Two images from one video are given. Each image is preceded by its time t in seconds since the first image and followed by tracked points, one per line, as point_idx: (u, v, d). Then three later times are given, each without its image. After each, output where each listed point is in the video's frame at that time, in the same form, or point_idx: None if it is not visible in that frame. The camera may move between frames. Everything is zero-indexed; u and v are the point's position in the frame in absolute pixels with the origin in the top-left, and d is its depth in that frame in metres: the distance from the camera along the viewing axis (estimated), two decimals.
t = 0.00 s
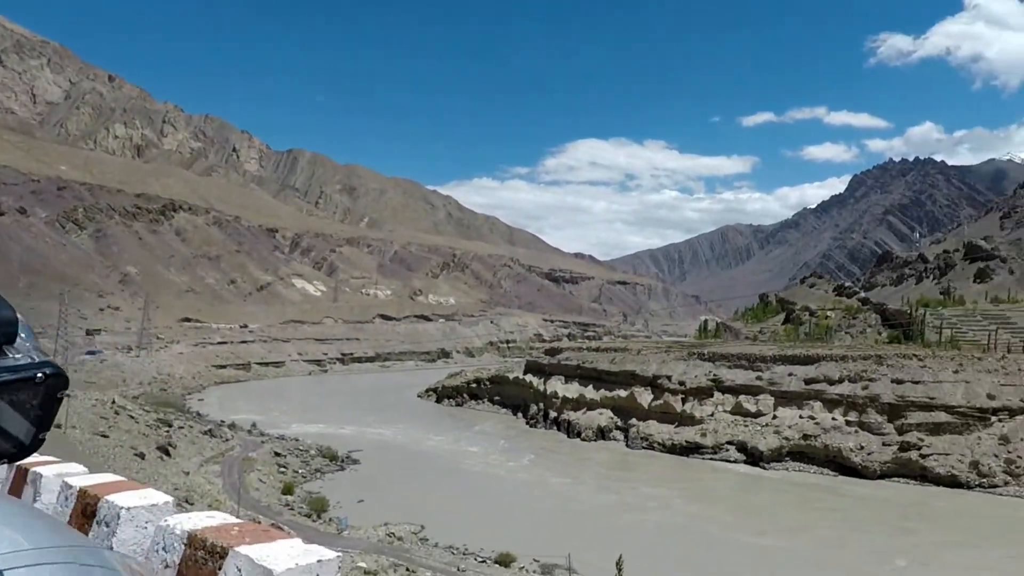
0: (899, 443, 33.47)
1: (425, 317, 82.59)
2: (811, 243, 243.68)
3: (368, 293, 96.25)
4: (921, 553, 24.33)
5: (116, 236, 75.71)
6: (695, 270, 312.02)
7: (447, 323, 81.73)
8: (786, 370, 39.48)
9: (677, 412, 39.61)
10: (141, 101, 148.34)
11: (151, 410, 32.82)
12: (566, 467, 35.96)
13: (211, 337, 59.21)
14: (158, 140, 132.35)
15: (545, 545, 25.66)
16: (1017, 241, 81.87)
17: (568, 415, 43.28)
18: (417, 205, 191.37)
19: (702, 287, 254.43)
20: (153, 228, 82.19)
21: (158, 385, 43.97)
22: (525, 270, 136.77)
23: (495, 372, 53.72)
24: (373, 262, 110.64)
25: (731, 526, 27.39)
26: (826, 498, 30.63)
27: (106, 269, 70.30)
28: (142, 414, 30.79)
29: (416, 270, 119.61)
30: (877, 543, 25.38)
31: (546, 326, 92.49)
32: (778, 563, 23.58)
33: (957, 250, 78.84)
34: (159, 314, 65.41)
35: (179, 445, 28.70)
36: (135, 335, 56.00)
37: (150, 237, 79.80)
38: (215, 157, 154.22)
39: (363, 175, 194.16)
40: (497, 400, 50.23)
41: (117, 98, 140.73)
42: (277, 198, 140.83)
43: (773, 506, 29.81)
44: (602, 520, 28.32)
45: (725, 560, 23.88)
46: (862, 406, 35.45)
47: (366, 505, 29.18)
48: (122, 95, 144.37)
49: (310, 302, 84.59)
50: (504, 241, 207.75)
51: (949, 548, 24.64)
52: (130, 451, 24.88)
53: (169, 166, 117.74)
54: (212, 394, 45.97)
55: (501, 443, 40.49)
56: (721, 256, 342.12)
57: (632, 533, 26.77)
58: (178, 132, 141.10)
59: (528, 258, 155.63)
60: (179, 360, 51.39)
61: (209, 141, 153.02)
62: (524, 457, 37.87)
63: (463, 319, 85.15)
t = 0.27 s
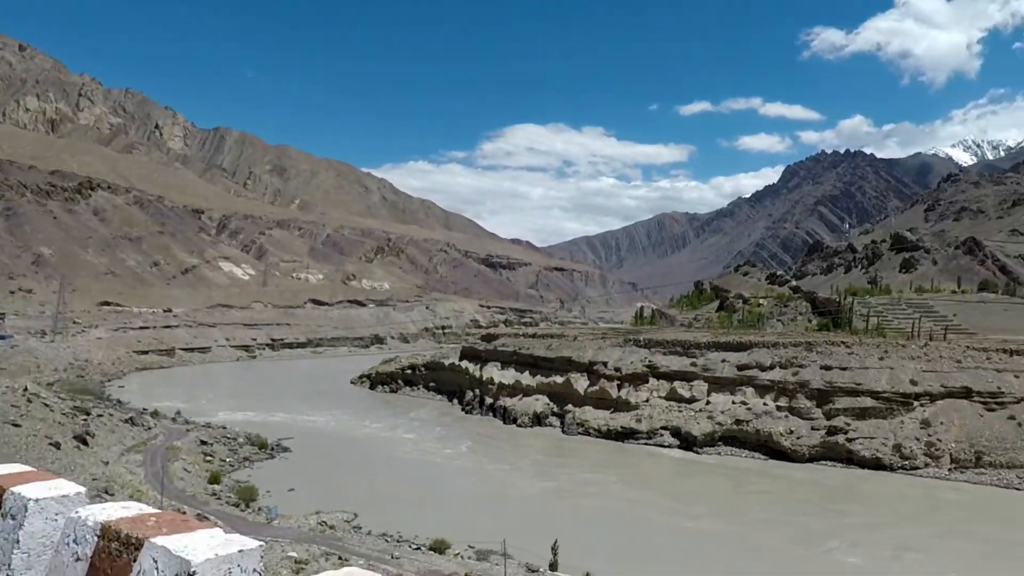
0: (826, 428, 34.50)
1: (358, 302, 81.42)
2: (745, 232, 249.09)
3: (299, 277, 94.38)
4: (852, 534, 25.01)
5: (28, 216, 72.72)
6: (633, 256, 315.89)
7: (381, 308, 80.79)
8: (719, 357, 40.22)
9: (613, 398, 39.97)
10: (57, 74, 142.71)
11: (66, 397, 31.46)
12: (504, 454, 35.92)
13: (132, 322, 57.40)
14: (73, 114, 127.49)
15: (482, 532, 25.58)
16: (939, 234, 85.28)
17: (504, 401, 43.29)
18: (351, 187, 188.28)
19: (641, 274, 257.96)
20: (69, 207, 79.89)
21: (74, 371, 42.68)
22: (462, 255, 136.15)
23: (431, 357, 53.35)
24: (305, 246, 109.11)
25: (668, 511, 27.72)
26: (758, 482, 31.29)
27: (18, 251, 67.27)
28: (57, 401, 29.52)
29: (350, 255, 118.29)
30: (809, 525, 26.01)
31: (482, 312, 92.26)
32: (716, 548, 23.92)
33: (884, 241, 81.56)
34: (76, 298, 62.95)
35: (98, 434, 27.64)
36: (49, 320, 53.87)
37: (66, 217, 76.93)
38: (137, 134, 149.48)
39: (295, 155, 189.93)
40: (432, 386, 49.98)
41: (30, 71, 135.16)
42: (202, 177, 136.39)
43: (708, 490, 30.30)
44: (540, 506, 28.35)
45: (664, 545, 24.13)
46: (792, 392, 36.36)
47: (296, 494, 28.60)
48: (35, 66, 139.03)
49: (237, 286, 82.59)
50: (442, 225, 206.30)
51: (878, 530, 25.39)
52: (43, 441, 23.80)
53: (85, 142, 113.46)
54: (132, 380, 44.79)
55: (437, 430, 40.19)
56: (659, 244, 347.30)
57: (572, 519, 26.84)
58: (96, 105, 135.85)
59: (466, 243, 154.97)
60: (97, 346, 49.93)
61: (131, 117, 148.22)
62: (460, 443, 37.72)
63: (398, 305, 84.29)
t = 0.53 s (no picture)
0: (785, 418, 34.82)
1: (316, 293, 80.22)
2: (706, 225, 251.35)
3: (254, 267, 92.63)
4: (813, 522, 25.22)
5: None
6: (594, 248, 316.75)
7: (339, 300, 79.67)
8: (681, 348, 40.38)
9: (574, 390, 39.91)
10: None
11: (9, 392, 30.35)
12: (467, 446, 35.64)
13: (77, 313, 55.82)
14: (14, 94, 124.78)
15: (443, 525, 25.28)
16: (895, 229, 87.00)
17: (466, 393, 42.99)
18: (308, 176, 185.30)
19: (603, 267, 259.09)
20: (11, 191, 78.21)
21: (18, 364, 41.61)
22: (422, 247, 135.06)
23: (391, 349, 52.78)
24: (261, 238, 107.76)
25: (631, 502, 27.67)
26: (719, 472, 31.46)
27: None
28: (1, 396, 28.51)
29: (307, 245, 117.09)
30: (771, 514, 26.15)
31: (443, 303, 91.52)
32: (679, 538, 23.91)
33: (842, 234, 82.86)
34: (19, 288, 61.01)
35: (42, 429, 26.76)
36: None
37: (8, 204, 74.88)
38: (81, 117, 146.55)
39: (250, 143, 186.36)
40: (392, 378, 49.51)
41: None
42: (152, 163, 133.31)
43: (671, 481, 30.35)
44: (505, 499, 28.07)
45: (627, 536, 24.06)
46: (752, 382, 36.64)
47: (252, 488, 27.95)
48: None
49: (189, 276, 80.78)
50: (402, 215, 204.33)
51: (838, 517, 25.66)
52: None
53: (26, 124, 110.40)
54: (82, 374, 43.78)
55: (398, 423, 39.72)
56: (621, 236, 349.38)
57: (535, 512, 26.63)
58: (38, 87, 132.94)
59: (428, 235, 153.77)
60: (42, 338, 48.71)
61: (75, 99, 145.23)
62: (424, 436, 37.26)
63: (356, 296, 83.21)
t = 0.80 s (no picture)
0: (753, 412, 35.10)
1: (282, 288, 79.30)
2: (675, 220, 252.93)
3: (219, 261, 91.28)
4: (787, 516, 25.42)
5: None
6: (564, 242, 317.03)
7: (307, 295, 78.77)
8: (651, 343, 40.50)
9: (544, 385, 39.86)
10: None
11: None
12: (438, 443, 35.41)
13: (35, 308, 54.57)
14: None
15: (414, 522, 25.06)
16: (860, 225, 88.31)
17: (435, 389, 42.75)
18: (274, 169, 182.83)
19: (574, 263, 259.99)
20: None
21: None
22: (391, 242, 134.10)
23: (359, 345, 52.28)
24: (225, 231, 106.95)
25: (605, 498, 27.64)
26: (690, 467, 31.59)
27: None
28: None
29: (274, 239, 116.02)
30: (744, 508, 26.32)
31: (412, 299, 90.93)
32: (654, 533, 23.94)
33: (809, 230, 83.83)
34: None
35: None
36: None
37: None
38: (39, 109, 143.53)
39: (214, 135, 183.31)
40: (361, 374, 49.11)
41: None
42: (113, 155, 130.87)
43: (643, 476, 30.39)
44: (475, 496, 27.91)
45: (602, 532, 24.01)
46: (721, 377, 36.88)
47: (217, 487, 27.47)
48: None
49: (152, 270, 79.41)
50: (371, 209, 202.65)
51: (810, 510, 25.91)
52: None
53: None
54: (39, 371, 42.88)
55: (367, 420, 39.34)
56: (591, 232, 350.64)
57: (509, 508, 26.50)
58: None
59: (397, 230, 152.76)
60: None
61: (33, 90, 142.08)
62: (394, 433, 36.92)
63: (324, 291, 82.41)
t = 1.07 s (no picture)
0: (728, 408, 35.28)
1: (253, 286, 78.42)
2: (649, 217, 254.14)
3: (188, 259, 90.05)
4: (767, 510, 25.55)
5: None
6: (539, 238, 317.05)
7: (278, 293, 77.98)
8: (625, 340, 40.56)
9: (519, 382, 39.77)
10: None
11: None
12: (414, 442, 35.21)
13: None
14: None
15: (390, 522, 24.85)
16: (833, 222, 89.19)
17: (409, 387, 42.46)
18: (245, 166, 180.64)
19: (549, 259, 260.31)
20: None
21: None
22: (365, 239, 133.19)
23: (332, 343, 51.83)
24: (195, 228, 105.89)
25: (584, 494, 27.62)
26: (666, 462, 31.67)
27: None
28: None
29: (244, 237, 114.92)
30: (723, 503, 26.42)
31: (386, 296, 90.34)
32: (636, 530, 23.93)
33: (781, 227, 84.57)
34: None
35: None
36: None
37: None
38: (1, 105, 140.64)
39: (183, 131, 180.74)
40: (333, 372, 48.70)
41: None
42: (78, 152, 128.55)
43: (621, 472, 30.43)
44: (452, 494, 27.75)
45: (583, 529, 23.96)
46: (696, 373, 37.02)
47: (187, 489, 27.04)
48: None
49: (119, 269, 78.15)
50: (344, 207, 201.18)
51: (790, 505, 26.07)
52: None
53: None
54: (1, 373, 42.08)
55: (341, 419, 39.00)
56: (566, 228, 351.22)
57: (489, 507, 26.35)
58: None
59: (370, 227, 151.77)
60: None
61: None
62: (370, 433, 36.56)
63: (296, 290, 81.62)
